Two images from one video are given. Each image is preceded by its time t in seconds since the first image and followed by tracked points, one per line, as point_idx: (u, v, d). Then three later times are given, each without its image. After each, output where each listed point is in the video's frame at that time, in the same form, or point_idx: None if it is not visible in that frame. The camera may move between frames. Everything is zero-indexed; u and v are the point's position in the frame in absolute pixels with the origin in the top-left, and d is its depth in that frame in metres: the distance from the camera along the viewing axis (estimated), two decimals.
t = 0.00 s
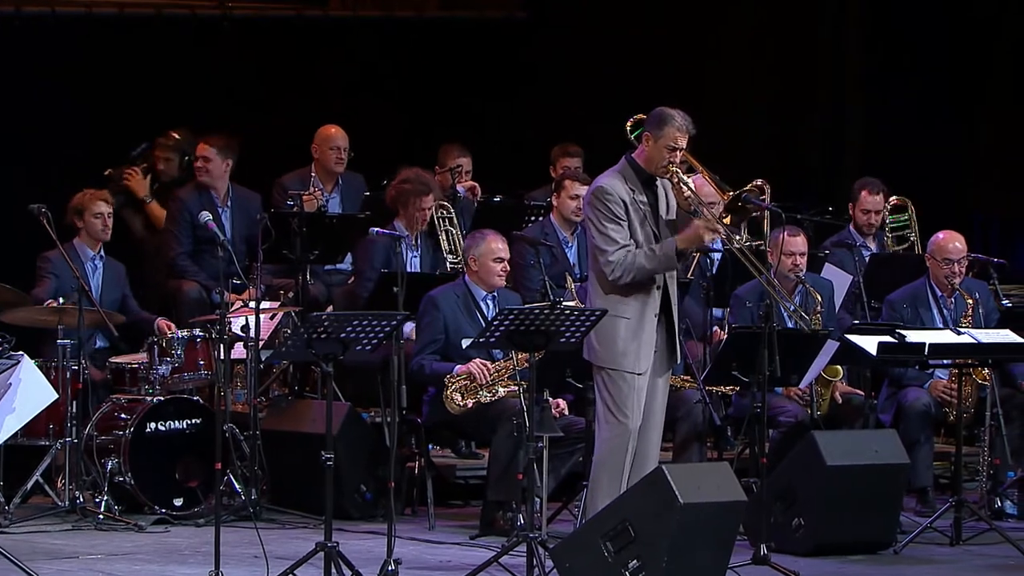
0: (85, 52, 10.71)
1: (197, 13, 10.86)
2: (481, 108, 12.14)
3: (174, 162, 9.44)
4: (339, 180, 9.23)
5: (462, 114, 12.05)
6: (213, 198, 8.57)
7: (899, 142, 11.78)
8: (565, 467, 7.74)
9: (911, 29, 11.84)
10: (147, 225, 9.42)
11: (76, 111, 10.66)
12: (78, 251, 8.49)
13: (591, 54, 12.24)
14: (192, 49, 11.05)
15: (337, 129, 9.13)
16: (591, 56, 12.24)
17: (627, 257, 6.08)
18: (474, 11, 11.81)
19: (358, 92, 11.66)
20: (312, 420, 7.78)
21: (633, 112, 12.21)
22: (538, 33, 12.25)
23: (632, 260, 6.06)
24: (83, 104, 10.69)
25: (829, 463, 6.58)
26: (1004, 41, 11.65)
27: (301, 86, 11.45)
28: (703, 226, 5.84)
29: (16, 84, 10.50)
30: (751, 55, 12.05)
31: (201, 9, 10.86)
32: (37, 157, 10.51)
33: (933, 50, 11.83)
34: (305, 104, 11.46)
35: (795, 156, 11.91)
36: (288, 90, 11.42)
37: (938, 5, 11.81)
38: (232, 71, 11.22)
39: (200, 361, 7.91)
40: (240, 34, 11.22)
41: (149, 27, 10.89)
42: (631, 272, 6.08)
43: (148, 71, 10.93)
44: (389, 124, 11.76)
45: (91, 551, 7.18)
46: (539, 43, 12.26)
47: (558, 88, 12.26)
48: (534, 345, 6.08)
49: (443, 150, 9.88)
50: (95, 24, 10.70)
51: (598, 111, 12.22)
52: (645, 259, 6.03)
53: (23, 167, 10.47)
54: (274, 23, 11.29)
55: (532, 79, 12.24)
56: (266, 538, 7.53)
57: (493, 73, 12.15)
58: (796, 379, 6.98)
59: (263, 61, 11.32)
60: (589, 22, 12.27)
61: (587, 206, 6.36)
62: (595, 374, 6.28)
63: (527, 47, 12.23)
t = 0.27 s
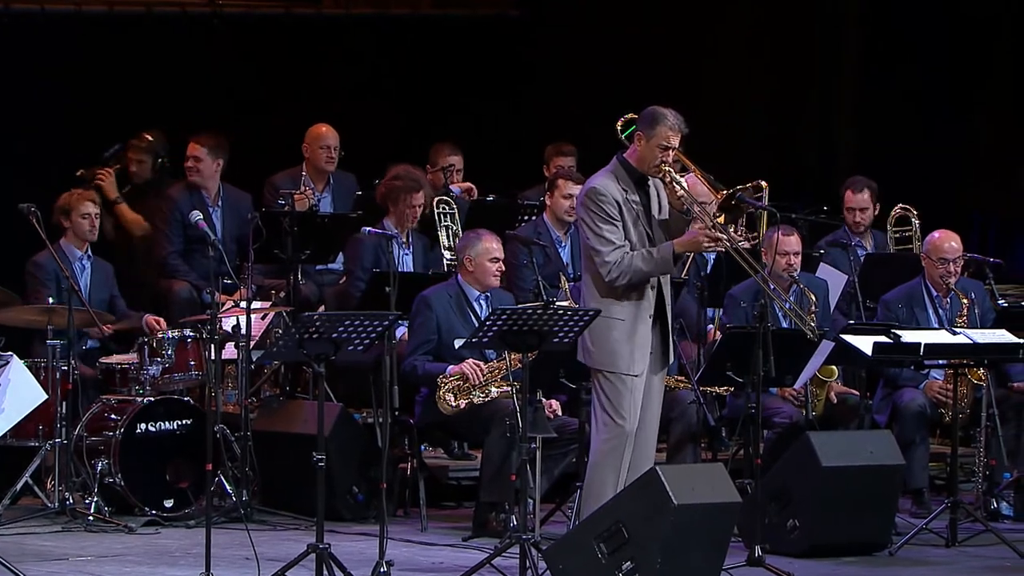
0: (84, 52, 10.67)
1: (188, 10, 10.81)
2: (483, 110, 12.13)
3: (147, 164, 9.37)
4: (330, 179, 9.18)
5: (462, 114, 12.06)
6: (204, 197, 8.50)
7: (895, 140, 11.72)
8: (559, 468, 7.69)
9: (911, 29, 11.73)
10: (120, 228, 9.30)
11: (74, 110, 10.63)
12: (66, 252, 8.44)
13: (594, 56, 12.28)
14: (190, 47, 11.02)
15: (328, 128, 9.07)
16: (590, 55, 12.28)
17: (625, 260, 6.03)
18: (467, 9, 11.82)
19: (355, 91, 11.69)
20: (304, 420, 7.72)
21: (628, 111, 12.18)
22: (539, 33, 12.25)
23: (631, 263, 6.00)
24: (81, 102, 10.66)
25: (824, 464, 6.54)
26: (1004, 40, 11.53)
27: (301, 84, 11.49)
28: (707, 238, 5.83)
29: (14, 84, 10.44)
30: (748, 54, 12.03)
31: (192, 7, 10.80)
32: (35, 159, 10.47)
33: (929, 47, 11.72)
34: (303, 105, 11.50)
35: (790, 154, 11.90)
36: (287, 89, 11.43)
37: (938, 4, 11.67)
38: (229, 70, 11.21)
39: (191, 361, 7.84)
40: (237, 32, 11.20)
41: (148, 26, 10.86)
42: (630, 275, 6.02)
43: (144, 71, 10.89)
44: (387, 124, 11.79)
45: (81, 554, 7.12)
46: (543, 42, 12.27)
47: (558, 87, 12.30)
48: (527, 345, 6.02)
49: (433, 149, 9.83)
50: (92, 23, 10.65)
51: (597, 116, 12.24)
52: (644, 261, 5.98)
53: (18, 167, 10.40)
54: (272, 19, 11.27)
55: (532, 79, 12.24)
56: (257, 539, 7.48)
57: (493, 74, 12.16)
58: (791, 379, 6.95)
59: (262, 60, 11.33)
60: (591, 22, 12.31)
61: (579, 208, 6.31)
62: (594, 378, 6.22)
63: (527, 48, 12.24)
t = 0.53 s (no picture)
0: (77, 50, 10.98)
1: (174, 7, 11.10)
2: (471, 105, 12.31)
3: (113, 163, 9.31)
4: (320, 177, 9.10)
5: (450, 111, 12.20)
6: (192, 195, 8.45)
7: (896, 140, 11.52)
8: (551, 470, 7.63)
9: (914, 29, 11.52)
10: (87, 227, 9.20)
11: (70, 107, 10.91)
12: (55, 250, 8.34)
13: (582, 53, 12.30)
14: (184, 44, 11.27)
15: (317, 127, 9.01)
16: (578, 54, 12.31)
17: (610, 256, 5.99)
18: (455, 6, 12.05)
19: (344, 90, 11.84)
20: (293, 421, 7.66)
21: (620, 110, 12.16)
22: (527, 30, 12.40)
23: (615, 258, 5.97)
24: (74, 99, 10.91)
25: (817, 465, 6.48)
26: (1006, 39, 11.12)
27: (290, 82, 11.68)
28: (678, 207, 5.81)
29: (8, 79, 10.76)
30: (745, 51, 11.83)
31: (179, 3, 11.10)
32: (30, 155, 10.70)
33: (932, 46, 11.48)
34: (293, 102, 11.67)
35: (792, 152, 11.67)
36: (277, 85, 11.64)
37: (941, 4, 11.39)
38: (221, 67, 11.42)
39: (178, 361, 7.76)
40: (229, 28, 11.44)
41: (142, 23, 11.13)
42: (614, 272, 5.99)
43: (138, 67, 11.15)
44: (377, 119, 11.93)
45: (68, 555, 7.06)
46: (534, 41, 12.41)
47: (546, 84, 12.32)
48: (519, 345, 5.96)
49: (421, 150, 9.75)
50: (86, 20, 11.00)
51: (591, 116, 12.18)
52: (628, 258, 5.94)
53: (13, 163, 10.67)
54: (265, 16, 11.54)
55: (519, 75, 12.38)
56: (245, 541, 7.41)
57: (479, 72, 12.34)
58: (784, 379, 6.90)
59: (253, 58, 11.54)
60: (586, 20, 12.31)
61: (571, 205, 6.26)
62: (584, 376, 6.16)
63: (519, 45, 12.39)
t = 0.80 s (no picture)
0: (74, 49, 10.88)
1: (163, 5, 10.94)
2: (467, 103, 12.21)
3: (78, 161, 9.05)
4: (309, 176, 9.02)
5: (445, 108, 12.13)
6: (180, 194, 8.39)
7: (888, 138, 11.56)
8: (542, 471, 7.54)
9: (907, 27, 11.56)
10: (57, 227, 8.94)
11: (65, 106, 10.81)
12: (44, 249, 8.26)
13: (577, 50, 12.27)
14: (179, 42, 11.18)
15: (306, 125, 8.93)
16: (572, 51, 12.28)
17: (599, 252, 5.93)
18: (445, 4, 11.87)
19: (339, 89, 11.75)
20: (282, 422, 7.59)
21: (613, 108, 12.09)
22: (522, 28, 12.29)
23: (605, 255, 5.91)
24: (72, 98, 10.84)
25: (811, 467, 6.41)
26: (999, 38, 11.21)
27: (287, 80, 11.60)
28: (670, 205, 5.72)
29: None
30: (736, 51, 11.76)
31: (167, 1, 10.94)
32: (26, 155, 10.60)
33: (924, 45, 11.54)
34: (288, 101, 11.60)
35: (795, 152, 11.51)
36: (272, 84, 11.56)
37: (933, 3, 11.47)
38: (216, 66, 11.34)
39: (167, 362, 7.75)
40: (224, 27, 11.34)
41: (137, 22, 11.03)
42: (603, 268, 5.93)
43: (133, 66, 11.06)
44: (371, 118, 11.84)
45: (55, 558, 6.97)
46: (521, 37, 12.30)
47: (540, 83, 12.30)
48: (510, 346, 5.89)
49: (412, 149, 9.67)
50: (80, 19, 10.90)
51: (585, 114, 12.18)
52: (618, 255, 5.87)
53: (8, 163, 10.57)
54: (257, 14, 11.39)
55: (515, 74, 12.30)
56: (234, 543, 7.33)
57: (476, 71, 12.25)
58: (777, 379, 6.82)
59: (248, 56, 11.46)
60: (580, 17, 12.26)
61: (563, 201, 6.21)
62: (575, 376, 6.10)
63: (508, 43, 12.30)
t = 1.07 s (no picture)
0: (74, 48, 10.79)
1: None
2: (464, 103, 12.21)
3: (46, 162, 8.94)
4: (299, 176, 8.97)
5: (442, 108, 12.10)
6: (172, 195, 8.32)
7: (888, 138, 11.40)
8: (536, 472, 7.49)
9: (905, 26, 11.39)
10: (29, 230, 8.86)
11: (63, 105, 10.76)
12: (33, 250, 8.21)
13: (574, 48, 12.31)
14: (177, 41, 11.10)
15: (296, 124, 8.87)
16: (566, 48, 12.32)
17: (587, 240, 5.88)
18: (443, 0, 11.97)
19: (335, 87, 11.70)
20: (273, 423, 7.54)
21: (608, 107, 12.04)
22: (515, 27, 12.34)
23: (593, 243, 5.86)
24: (71, 97, 10.79)
25: (806, 467, 6.36)
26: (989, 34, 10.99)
27: (287, 79, 11.54)
28: (660, 197, 5.70)
29: None
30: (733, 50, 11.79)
31: None
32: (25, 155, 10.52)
33: (922, 45, 11.35)
34: (286, 99, 11.51)
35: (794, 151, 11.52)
36: (271, 84, 11.48)
37: (932, 3, 11.26)
38: (214, 65, 11.26)
39: (157, 362, 7.64)
40: (222, 25, 11.30)
41: (136, 21, 10.98)
42: (590, 256, 5.88)
43: (132, 64, 10.97)
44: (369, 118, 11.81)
45: (44, 560, 6.91)
46: (514, 34, 12.34)
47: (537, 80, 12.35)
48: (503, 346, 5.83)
49: (406, 148, 9.61)
50: (81, 16, 10.81)
51: (582, 114, 12.20)
52: (607, 244, 5.83)
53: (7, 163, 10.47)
54: (253, 12, 11.40)
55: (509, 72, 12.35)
56: (225, 545, 7.27)
57: (471, 68, 12.28)
58: (772, 381, 6.77)
59: (246, 55, 11.38)
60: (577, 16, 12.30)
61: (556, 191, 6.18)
62: (566, 374, 6.04)
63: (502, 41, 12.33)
